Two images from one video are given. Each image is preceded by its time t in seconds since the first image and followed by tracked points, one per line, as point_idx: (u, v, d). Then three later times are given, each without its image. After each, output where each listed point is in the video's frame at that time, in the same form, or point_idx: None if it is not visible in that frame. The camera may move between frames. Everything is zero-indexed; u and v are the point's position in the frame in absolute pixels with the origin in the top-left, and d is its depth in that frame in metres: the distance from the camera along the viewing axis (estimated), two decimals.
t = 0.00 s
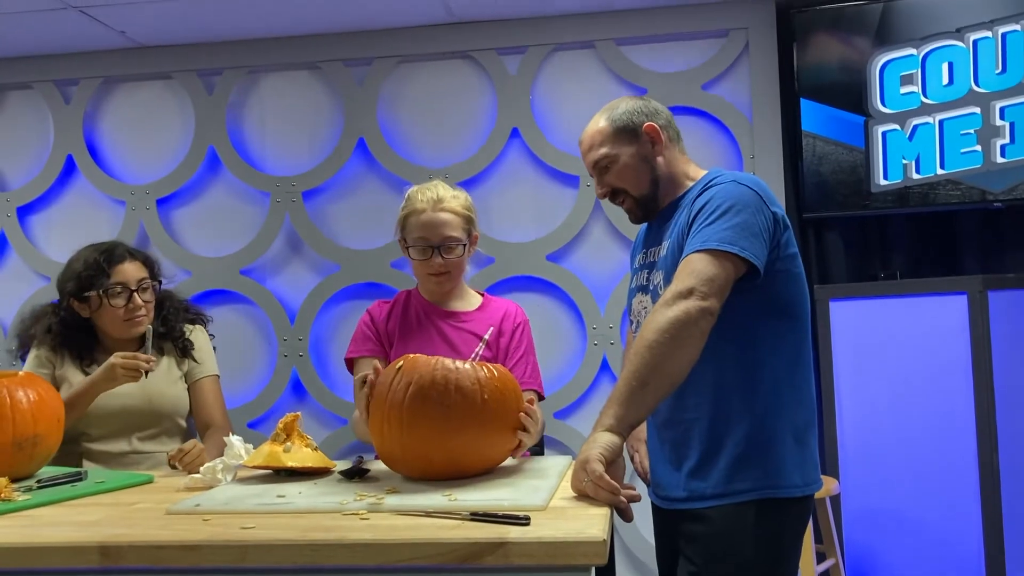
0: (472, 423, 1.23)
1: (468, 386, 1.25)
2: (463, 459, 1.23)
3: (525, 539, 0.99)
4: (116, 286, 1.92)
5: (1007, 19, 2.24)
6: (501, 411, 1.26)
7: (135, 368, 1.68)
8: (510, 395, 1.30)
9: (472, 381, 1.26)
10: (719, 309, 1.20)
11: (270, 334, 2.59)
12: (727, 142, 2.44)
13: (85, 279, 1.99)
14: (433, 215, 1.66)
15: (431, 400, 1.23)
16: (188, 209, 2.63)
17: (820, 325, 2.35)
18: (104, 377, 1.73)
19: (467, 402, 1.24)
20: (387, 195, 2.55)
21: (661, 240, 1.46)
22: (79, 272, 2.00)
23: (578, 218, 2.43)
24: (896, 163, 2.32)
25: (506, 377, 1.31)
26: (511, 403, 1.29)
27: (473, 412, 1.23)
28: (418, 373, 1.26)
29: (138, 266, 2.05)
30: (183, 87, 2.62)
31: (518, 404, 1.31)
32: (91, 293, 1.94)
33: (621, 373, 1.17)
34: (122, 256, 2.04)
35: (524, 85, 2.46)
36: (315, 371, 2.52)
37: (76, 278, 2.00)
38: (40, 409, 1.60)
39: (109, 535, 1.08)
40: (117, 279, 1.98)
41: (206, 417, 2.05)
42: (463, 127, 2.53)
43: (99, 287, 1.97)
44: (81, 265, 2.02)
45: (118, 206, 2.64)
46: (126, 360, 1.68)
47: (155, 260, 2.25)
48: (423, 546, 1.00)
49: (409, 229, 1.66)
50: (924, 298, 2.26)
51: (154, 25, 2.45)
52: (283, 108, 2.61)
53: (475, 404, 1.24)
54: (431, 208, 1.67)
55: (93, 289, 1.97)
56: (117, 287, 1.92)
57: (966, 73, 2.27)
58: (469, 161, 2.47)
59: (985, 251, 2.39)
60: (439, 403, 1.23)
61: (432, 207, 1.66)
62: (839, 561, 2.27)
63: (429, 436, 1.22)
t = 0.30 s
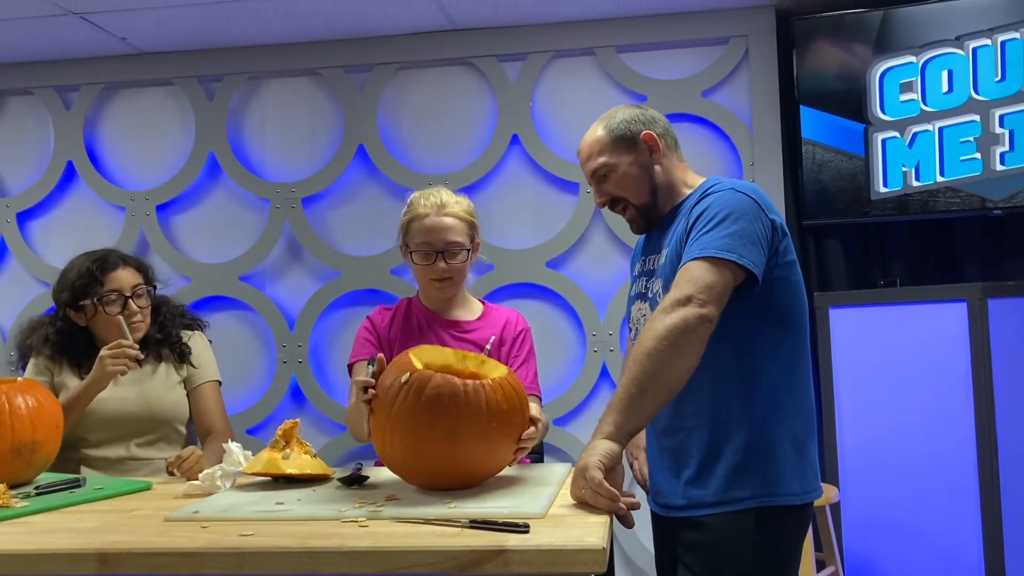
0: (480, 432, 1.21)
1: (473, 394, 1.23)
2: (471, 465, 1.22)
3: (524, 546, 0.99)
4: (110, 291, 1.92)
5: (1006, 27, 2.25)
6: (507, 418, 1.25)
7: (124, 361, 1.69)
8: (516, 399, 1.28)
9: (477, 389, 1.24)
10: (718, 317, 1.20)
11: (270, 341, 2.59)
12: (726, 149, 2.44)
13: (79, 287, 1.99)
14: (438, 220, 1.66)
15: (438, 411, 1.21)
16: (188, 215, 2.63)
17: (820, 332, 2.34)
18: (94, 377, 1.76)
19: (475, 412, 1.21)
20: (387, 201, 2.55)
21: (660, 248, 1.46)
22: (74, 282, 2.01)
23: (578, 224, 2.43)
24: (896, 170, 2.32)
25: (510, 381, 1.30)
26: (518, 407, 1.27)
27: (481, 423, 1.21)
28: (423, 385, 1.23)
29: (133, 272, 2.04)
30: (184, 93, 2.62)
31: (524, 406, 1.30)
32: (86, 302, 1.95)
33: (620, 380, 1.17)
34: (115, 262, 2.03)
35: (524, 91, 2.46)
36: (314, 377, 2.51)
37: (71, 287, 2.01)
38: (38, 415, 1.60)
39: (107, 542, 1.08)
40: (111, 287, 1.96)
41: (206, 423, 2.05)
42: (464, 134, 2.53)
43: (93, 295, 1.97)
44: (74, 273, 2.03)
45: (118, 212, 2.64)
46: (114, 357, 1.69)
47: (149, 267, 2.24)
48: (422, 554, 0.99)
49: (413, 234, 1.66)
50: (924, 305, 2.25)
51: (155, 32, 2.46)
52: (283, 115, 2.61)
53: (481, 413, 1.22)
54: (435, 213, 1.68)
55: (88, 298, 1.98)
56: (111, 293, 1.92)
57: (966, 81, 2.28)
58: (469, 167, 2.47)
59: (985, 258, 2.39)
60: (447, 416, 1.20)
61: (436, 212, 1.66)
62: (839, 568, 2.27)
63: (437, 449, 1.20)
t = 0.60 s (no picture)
0: (466, 456, 1.16)
1: (448, 424, 1.15)
2: (465, 480, 1.19)
3: (522, 552, 0.99)
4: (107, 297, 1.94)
5: (1005, 35, 2.26)
6: (491, 427, 1.19)
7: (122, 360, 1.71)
8: (496, 401, 1.21)
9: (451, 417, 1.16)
10: (715, 323, 1.20)
11: (270, 345, 2.59)
12: (726, 156, 2.45)
13: (76, 295, 2.00)
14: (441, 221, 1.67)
15: (415, 455, 1.14)
16: (189, 220, 2.64)
17: (819, 338, 2.35)
18: (97, 390, 1.77)
19: (453, 441, 1.15)
20: (387, 206, 2.56)
21: (659, 254, 1.47)
22: (71, 289, 2.01)
23: (578, 230, 2.43)
24: (895, 177, 2.33)
25: (484, 385, 1.20)
26: (500, 409, 1.21)
27: (463, 450, 1.16)
28: (392, 430, 1.15)
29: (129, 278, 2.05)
30: (185, 98, 2.63)
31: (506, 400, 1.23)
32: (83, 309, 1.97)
33: (619, 386, 1.17)
34: (110, 269, 2.03)
35: (524, 98, 2.47)
36: (314, 382, 2.52)
37: (68, 295, 2.01)
38: (38, 420, 1.61)
39: (106, 546, 1.09)
40: (109, 291, 1.98)
41: (208, 429, 2.05)
42: (465, 140, 2.54)
43: (90, 302, 1.97)
44: (72, 281, 2.03)
45: (119, 216, 2.65)
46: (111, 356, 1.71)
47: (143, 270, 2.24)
48: (420, 559, 1.00)
49: (416, 235, 1.67)
50: (922, 312, 2.26)
51: (157, 37, 2.47)
52: (284, 120, 2.62)
53: (461, 439, 1.15)
54: (438, 214, 1.68)
55: (85, 305, 1.98)
56: (109, 299, 1.92)
57: (964, 89, 2.28)
58: (469, 173, 2.48)
59: (984, 266, 2.39)
60: (426, 457, 1.14)
61: (439, 213, 1.66)
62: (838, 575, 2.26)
63: (427, 482, 1.16)
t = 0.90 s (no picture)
0: (450, 468, 1.16)
1: (429, 438, 1.15)
2: (459, 487, 1.19)
3: (520, 558, 0.99)
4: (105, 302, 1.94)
5: (1007, 42, 2.26)
6: (476, 438, 1.17)
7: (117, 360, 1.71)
8: (482, 410, 1.19)
9: (433, 431, 1.16)
10: (714, 329, 1.20)
11: (270, 348, 2.59)
12: (726, 161, 2.44)
13: (73, 300, 2.00)
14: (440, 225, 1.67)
15: (397, 470, 1.15)
16: (189, 222, 2.64)
17: (819, 344, 2.34)
18: (92, 391, 1.76)
19: (436, 455, 1.14)
20: (387, 210, 2.56)
21: (659, 261, 1.47)
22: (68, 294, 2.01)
23: (578, 234, 2.43)
24: (896, 183, 2.32)
25: (467, 396, 1.18)
26: (485, 418, 1.19)
27: (447, 463, 1.15)
28: (374, 446, 1.16)
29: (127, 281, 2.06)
30: (187, 101, 2.63)
31: (493, 407, 1.21)
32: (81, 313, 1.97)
33: (618, 391, 1.17)
34: (107, 272, 2.04)
35: (526, 102, 2.47)
36: (313, 385, 2.52)
37: (65, 300, 2.01)
38: (37, 422, 1.61)
39: (104, 550, 1.08)
40: (105, 296, 2.00)
41: (208, 432, 2.05)
42: (466, 144, 2.54)
43: (87, 306, 1.98)
44: (68, 286, 2.03)
45: (120, 218, 2.65)
46: (105, 356, 1.71)
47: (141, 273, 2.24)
48: (418, 564, 0.99)
49: (416, 238, 1.67)
50: (923, 319, 2.25)
51: (159, 40, 2.47)
52: (285, 123, 2.62)
53: (446, 454, 1.15)
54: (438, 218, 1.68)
55: (83, 310, 1.99)
56: (106, 304, 1.93)
57: (966, 95, 2.28)
58: (471, 177, 2.47)
59: (986, 273, 2.39)
60: (407, 472, 1.15)
61: (439, 217, 1.66)
62: None
63: (413, 493, 1.17)
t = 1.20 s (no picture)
0: (457, 470, 1.16)
1: (440, 439, 1.15)
2: (463, 492, 1.20)
3: (522, 559, 0.99)
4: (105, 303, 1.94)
5: (1009, 46, 2.26)
6: (485, 443, 1.18)
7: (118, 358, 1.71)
8: (493, 415, 1.19)
9: (444, 433, 1.16)
10: (716, 332, 1.20)
11: (272, 349, 2.59)
12: (729, 164, 2.45)
13: (74, 300, 2.01)
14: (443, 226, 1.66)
15: (405, 470, 1.15)
16: (192, 223, 2.65)
17: (821, 347, 2.35)
18: (94, 389, 1.77)
19: (445, 457, 1.15)
20: (390, 211, 2.56)
21: (660, 263, 1.47)
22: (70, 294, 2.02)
23: (581, 235, 2.43)
24: (898, 187, 2.33)
25: (480, 402, 1.19)
26: (495, 423, 1.19)
27: (456, 468, 1.16)
28: (385, 445, 1.17)
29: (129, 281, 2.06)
30: (190, 101, 2.63)
31: (504, 413, 1.21)
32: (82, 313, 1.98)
33: (620, 393, 1.17)
34: (108, 272, 2.05)
35: (529, 104, 2.47)
36: (315, 385, 2.52)
37: (66, 300, 2.02)
38: (40, 421, 1.62)
39: (107, 549, 1.09)
40: (107, 296, 2.00)
41: (211, 430, 2.05)
42: (469, 145, 2.54)
43: (88, 307, 1.99)
44: (70, 287, 2.04)
45: (123, 218, 2.66)
46: (105, 354, 1.71)
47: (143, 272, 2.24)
48: (420, 565, 1.00)
49: (419, 241, 1.67)
50: (925, 322, 2.26)
51: (163, 40, 2.48)
52: (289, 124, 2.62)
53: (455, 458, 1.15)
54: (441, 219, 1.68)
55: (84, 310, 2.00)
56: (107, 305, 1.93)
57: (969, 100, 2.29)
58: (473, 179, 2.48)
59: (988, 277, 2.39)
60: (415, 473, 1.15)
61: (442, 219, 1.66)
62: None
63: (418, 493, 1.17)
